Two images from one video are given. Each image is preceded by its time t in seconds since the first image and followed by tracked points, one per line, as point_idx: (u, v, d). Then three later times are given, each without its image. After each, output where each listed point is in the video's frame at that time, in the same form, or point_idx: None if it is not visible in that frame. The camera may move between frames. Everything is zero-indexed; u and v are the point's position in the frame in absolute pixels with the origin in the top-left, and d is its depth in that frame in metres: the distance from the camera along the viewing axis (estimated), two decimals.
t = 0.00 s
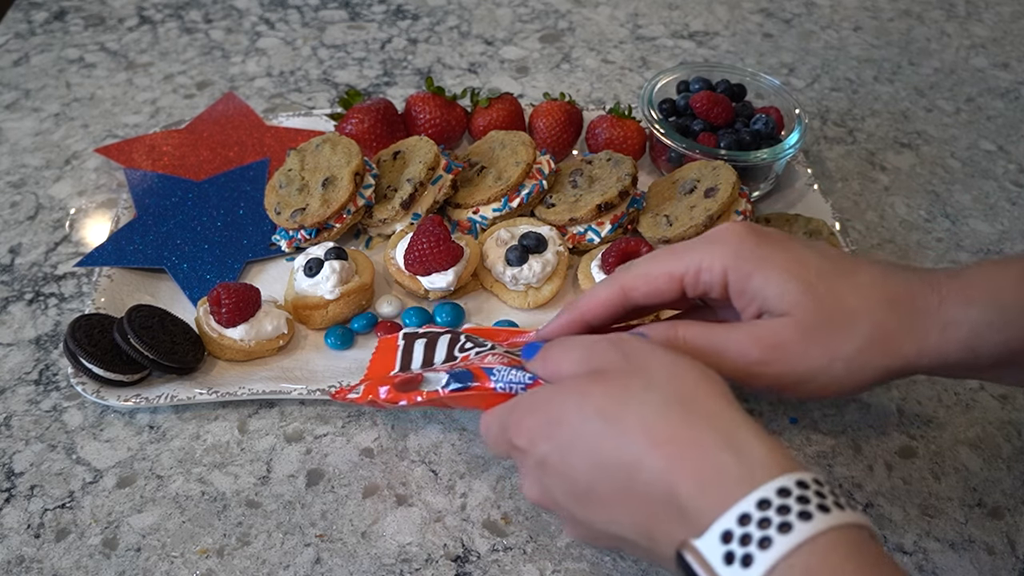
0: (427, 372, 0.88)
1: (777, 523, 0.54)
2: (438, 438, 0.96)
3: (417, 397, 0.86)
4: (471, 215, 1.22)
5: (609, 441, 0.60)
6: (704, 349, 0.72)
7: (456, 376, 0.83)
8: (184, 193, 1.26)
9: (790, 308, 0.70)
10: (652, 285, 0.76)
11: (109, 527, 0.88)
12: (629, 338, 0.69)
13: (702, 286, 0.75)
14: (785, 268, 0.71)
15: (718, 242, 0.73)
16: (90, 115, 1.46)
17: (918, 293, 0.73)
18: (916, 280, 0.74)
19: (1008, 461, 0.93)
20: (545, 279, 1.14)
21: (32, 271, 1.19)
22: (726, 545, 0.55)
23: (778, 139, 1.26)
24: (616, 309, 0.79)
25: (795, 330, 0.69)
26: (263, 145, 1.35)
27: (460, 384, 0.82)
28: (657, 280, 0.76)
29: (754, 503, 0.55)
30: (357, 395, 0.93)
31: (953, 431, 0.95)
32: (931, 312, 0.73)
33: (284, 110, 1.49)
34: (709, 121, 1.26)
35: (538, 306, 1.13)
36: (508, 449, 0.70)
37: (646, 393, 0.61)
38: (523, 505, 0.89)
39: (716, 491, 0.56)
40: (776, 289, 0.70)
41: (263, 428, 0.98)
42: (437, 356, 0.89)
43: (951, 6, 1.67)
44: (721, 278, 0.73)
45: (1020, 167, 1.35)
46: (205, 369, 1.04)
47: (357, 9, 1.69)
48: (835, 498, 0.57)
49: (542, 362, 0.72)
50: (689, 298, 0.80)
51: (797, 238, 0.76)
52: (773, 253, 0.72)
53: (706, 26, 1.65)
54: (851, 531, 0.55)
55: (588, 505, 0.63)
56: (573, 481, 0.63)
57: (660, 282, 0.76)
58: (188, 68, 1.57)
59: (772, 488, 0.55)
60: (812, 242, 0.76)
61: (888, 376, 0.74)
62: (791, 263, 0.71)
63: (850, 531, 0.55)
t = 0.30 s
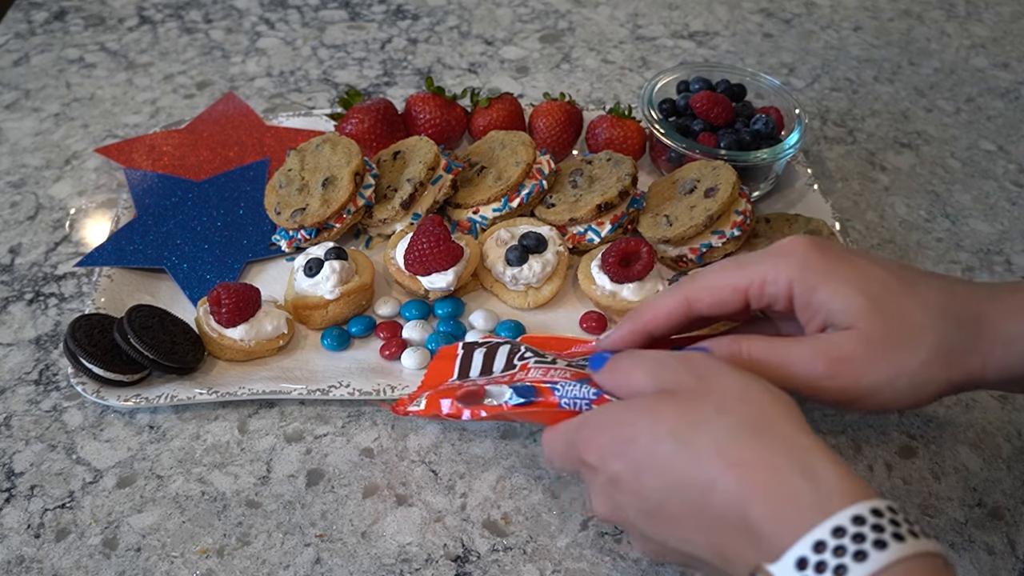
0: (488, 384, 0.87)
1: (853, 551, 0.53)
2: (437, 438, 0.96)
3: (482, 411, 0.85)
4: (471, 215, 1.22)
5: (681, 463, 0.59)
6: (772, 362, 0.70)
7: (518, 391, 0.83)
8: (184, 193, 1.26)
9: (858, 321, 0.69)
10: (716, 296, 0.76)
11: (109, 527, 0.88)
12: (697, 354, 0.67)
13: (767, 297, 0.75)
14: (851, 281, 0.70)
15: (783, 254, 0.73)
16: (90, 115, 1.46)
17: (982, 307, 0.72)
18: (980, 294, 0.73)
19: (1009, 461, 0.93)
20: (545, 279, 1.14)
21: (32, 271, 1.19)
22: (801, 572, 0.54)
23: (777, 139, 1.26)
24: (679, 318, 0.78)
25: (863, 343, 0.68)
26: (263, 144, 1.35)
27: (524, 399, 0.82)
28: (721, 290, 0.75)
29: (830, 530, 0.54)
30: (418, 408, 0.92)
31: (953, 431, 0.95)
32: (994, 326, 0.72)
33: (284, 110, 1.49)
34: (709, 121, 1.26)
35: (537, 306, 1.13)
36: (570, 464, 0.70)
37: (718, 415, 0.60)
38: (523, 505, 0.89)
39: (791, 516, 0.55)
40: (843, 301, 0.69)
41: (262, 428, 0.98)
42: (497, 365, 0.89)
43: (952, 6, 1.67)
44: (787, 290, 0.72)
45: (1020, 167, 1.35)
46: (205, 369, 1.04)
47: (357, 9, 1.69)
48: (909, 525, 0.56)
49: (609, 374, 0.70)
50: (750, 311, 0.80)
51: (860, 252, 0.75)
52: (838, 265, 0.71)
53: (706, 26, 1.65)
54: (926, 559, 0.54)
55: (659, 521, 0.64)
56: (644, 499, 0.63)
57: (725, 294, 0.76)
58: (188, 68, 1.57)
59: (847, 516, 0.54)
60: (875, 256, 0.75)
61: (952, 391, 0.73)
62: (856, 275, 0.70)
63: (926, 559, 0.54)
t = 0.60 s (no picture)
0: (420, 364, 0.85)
1: (793, 510, 0.53)
2: (438, 438, 0.96)
3: (413, 388, 0.84)
4: (471, 215, 1.22)
5: (624, 428, 0.60)
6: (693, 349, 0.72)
7: (449, 368, 0.79)
8: (185, 193, 1.26)
9: (777, 311, 0.70)
10: (639, 280, 0.76)
11: (109, 527, 0.88)
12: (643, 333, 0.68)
13: (689, 284, 0.75)
14: (773, 273, 0.71)
15: (708, 243, 0.73)
16: (90, 115, 1.46)
17: (900, 301, 0.74)
18: (899, 287, 0.75)
19: (1008, 461, 0.93)
20: (545, 280, 1.14)
21: (32, 271, 1.19)
22: (739, 532, 0.53)
23: (778, 139, 1.26)
24: (601, 300, 0.78)
25: (781, 331, 0.70)
26: (263, 144, 1.35)
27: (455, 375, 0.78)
28: (645, 275, 0.75)
29: (771, 491, 0.54)
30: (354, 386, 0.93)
31: (953, 431, 0.95)
32: (911, 319, 0.74)
33: (284, 110, 1.49)
34: (709, 121, 1.26)
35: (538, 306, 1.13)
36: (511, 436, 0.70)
37: (663, 384, 0.61)
38: (523, 505, 0.89)
39: (731, 480, 0.55)
40: (763, 291, 0.71)
41: (263, 429, 0.98)
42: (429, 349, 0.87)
43: (952, 6, 1.67)
44: (709, 278, 0.73)
45: (1020, 167, 1.35)
46: (205, 369, 1.04)
47: (357, 9, 1.69)
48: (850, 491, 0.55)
49: (552, 350, 0.71)
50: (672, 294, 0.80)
51: (785, 244, 0.76)
52: (761, 257, 0.72)
53: (706, 26, 1.65)
54: (869, 523, 0.54)
55: (600, 491, 0.64)
56: (585, 468, 0.63)
57: (649, 278, 0.75)
58: (188, 68, 1.57)
59: (788, 477, 0.54)
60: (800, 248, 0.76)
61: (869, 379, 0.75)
62: (779, 266, 0.72)
63: (865, 522, 0.53)
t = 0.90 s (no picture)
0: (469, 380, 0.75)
1: (843, 548, 0.51)
2: (438, 438, 0.96)
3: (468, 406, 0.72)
4: (471, 215, 1.22)
5: (674, 452, 0.57)
6: (741, 350, 0.68)
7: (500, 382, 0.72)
8: (184, 193, 1.26)
9: (831, 312, 0.67)
10: (688, 280, 0.73)
11: (109, 527, 0.88)
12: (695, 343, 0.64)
13: (739, 286, 0.72)
14: (825, 273, 0.68)
15: (759, 243, 0.71)
16: (90, 115, 1.46)
17: (948, 307, 0.72)
18: (947, 293, 0.73)
19: (1009, 461, 0.93)
20: (545, 279, 1.14)
21: (32, 271, 1.19)
22: (790, 568, 0.51)
23: (777, 139, 1.26)
24: (648, 304, 0.74)
25: (835, 334, 0.67)
26: (263, 144, 1.35)
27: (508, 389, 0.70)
28: (693, 276, 0.72)
29: (821, 526, 0.51)
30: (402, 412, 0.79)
31: (953, 431, 0.95)
32: (959, 326, 0.71)
33: (284, 110, 1.49)
34: (709, 121, 1.26)
35: (537, 306, 1.13)
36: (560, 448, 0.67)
37: (713, 405, 0.57)
38: (523, 505, 0.89)
39: (782, 513, 0.52)
40: (815, 292, 0.67)
41: (263, 428, 0.98)
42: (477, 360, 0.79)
43: (952, 6, 1.67)
44: (759, 279, 0.70)
45: (1020, 167, 1.35)
46: (205, 369, 1.04)
47: (357, 9, 1.70)
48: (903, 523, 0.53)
49: (609, 358, 0.67)
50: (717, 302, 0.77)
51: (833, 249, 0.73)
52: (813, 258, 0.69)
53: (706, 26, 1.65)
54: (923, 556, 0.52)
55: (651, 511, 0.61)
56: (636, 487, 0.61)
57: (697, 279, 0.73)
58: (188, 68, 1.57)
59: (839, 512, 0.51)
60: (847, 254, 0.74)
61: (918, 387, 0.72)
62: (828, 268, 0.69)
63: (919, 557, 0.52)
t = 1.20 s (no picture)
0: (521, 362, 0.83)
1: (905, 556, 0.53)
2: (438, 438, 0.96)
3: (515, 384, 0.81)
4: (471, 215, 1.22)
5: (738, 447, 0.59)
6: (807, 348, 0.70)
7: (552, 366, 0.80)
8: (184, 193, 1.26)
9: (896, 315, 0.70)
10: (754, 280, 0.75)
11: (109, 527, 0.88)
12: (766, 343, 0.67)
13: (805, 287, 0.75)
14: (890, 278, 0.71)
15: (825, 248, 0.74)
16: (90, 115, 1.46)
17: (1007, 316, 0.74)
18: (1005, 304, 0.75)
19: (1009, 461, 0.93)
20: (545, 279, 1.14)
21: (32, 271, 1.19)
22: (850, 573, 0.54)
23: (777, 139, 1.26)
24: (715, 306, 0.77)
25: (900, 337, 0.69)
26: (263, 144, 1.35)
27: (561, 372, 0.79)
28: (759, 276, 0.75)
29: (883, 533, 0.53)
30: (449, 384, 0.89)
31: (953, 431, 0.95)
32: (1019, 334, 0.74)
33: (284, 110, 1.49)
34: (709, 121, 1.26)
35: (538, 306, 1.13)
36: (620, 434, 0.70)
37: (780, 405, 0.60)
38: (523, 505, 0.89)
39: (843, 516, 0.55)
40: (882, 295, 0.70)
41: (262, 429, 0.98)
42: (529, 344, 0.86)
43: (952, 6, 1.67)
44: (825, 281, 0.73)
45: (1020, 167, 1.35)
46: (205, 369, 1.04)
47: (357, 9, 1.69)
48: (963, 535, 0.55)
49: (683, 356, 0.68)
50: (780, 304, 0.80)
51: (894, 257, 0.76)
52: (877, 264, 0.72)
53: (706, 26, 1.65)
54: (982, 569, 0.54)
55: (707, 502, 0.64)
56: (694, 477, 0.63)
57: (762, 280, 0.75)
58: (188, 68, 1.57)
59: (901, 520, 0.53)
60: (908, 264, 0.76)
61: (974, 396, 0.74)
62: (893, 273, 0.72)
63: (979, 569, 0.54)
